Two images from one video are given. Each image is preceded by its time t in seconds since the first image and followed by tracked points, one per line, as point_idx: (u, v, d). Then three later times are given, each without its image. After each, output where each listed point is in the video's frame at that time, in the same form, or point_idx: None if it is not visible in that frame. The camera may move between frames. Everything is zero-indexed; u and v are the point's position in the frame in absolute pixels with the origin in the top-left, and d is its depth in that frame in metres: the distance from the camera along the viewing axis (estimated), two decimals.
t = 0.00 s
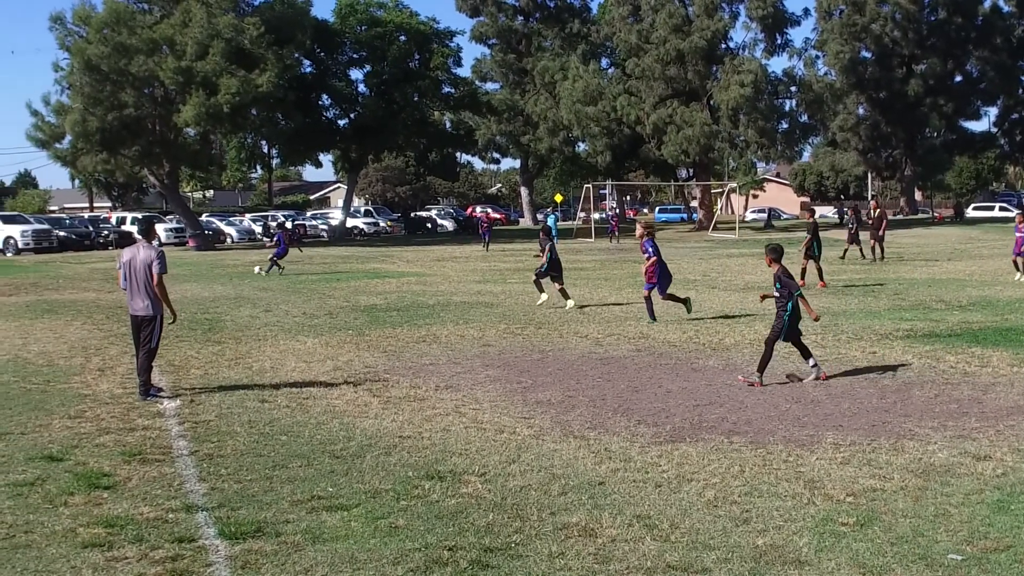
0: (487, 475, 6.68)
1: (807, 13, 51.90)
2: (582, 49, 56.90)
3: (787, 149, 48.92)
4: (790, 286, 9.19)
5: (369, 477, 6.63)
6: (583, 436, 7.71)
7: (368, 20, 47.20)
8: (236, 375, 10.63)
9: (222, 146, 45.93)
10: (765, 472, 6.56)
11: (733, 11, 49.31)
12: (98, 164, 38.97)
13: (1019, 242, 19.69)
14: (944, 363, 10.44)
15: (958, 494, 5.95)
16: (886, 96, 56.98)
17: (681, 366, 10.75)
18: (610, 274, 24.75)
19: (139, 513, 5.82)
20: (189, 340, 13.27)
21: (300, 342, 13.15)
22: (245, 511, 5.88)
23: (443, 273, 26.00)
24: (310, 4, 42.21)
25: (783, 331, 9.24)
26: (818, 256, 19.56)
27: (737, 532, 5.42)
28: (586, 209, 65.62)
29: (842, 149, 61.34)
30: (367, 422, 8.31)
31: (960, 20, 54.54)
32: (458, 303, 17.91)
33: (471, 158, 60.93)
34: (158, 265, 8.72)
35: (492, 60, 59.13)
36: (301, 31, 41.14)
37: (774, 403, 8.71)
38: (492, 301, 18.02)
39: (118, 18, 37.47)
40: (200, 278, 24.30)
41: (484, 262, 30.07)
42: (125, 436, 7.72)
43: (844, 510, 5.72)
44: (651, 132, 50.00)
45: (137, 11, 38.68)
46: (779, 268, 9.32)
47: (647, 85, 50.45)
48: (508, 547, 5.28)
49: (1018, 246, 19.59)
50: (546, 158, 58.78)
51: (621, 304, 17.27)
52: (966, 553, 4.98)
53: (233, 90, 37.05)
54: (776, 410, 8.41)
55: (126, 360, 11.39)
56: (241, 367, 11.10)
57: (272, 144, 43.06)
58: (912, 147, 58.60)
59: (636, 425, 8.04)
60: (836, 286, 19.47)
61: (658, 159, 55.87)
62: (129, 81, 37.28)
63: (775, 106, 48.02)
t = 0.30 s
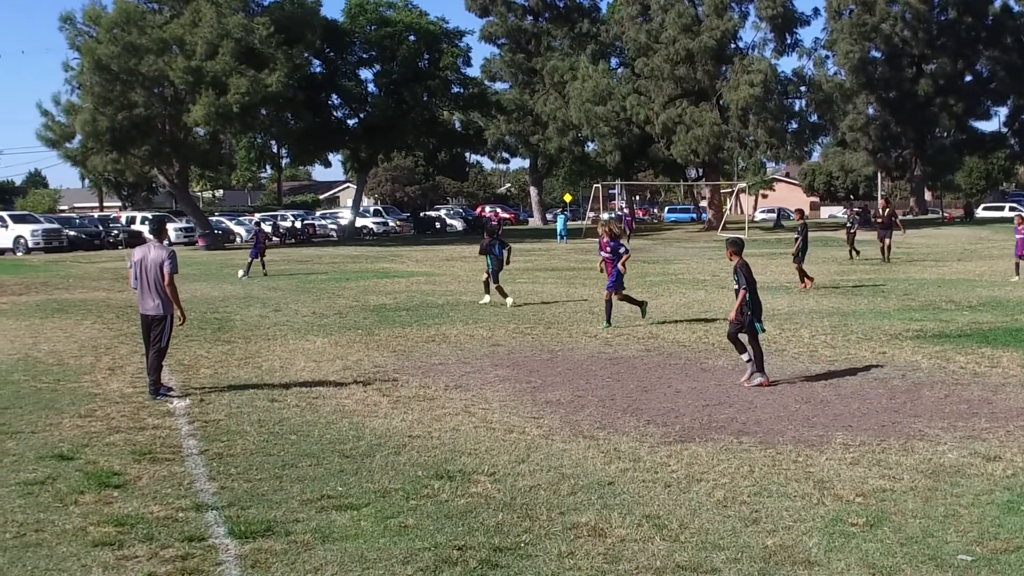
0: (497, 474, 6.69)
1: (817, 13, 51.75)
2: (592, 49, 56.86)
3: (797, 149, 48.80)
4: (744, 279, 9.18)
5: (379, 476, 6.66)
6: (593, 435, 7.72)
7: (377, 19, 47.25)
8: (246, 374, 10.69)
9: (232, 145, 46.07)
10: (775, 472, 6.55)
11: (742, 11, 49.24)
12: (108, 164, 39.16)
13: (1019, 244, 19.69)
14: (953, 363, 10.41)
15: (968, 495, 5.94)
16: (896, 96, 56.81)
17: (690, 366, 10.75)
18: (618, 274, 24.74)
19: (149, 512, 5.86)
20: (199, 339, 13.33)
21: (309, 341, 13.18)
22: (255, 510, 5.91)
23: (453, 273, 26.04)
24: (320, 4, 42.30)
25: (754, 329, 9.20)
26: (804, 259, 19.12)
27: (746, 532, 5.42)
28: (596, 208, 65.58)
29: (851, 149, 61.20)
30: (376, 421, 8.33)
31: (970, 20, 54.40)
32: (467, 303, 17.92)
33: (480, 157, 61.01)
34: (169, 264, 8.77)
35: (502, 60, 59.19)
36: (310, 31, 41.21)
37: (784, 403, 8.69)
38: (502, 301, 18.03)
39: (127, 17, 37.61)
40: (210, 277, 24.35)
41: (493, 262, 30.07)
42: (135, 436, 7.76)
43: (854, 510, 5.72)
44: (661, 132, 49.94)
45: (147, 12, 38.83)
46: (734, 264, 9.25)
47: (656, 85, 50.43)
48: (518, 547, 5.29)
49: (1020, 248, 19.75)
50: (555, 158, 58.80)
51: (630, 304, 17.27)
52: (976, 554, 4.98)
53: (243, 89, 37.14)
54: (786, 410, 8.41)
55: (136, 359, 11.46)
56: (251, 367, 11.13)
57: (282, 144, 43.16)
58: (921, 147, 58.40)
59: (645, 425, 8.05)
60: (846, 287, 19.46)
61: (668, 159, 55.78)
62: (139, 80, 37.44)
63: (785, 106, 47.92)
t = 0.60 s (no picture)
0: (506, 474, 6.71)
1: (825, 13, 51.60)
2: (600, 49, 56.79)
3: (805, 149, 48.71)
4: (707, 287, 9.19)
5: (388, 476, 6.68)
6: (601, 436, 7.74)
7: (386, 19, 47.28)
8: (255, 373, 10.73)
9: (240, 145, 46.21)
10: (783, 473, 6.55)
11: (751, 11, 49.15)
12: (117, 163, 39.32)
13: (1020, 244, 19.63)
14: (962, 364, 10.41)
15: (977, 496, 5.93)
16: (905, 96, 56.65)
17: (698, 366, 10.76)
18: (626, 274, 24.74)
19: (158, 510, 5.90)
20: (208, 339, 13.39)
21: (318, 341, 13.22)
22: (263, 509, 5.95)
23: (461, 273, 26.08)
24: (328, 4, 42.36)
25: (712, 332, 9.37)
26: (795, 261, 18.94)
27: (754, 533, 5.43)
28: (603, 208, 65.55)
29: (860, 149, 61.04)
30: (385, 421, 8.36)
31: (980, 20, 54.13)
32: (476, 303, 17.93)
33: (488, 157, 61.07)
34: (179, 264, 8.82)
35: (510, 60, 59.20)
36: (319, 31, 41.26)
37: (792, 404, 8.68)
38: (510, 301, 18.05)
39: (136, 17, 37.73)
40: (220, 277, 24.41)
41: (501, 262, 30.08)
42: (144, 435, 7.81)
43: (863, 511, 5.72)
44: (669, 132, 49.89)
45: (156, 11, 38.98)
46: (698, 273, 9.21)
47: (665, 85, 50.38)
48: (526, 547, 5.31)
49: None
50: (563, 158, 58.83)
51: (639, 304, 17.27)
52: (985, 555, 4.98)
53: (252, 89, 37.22)
54: (794, 410, 8.42)
55: (145, 359, 11.52)
56: (260, 366, 11.18)
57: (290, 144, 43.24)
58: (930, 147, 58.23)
59: (654, 425, 8.06)
60: (855, 287, 19.43)
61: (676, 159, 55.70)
62: (148, 80, 37.57)
63: (794, 106, 47.83)
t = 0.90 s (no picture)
0: (512, 474, 6.72)
1: (833, 13, 51.48)
2: (607, 49, 56.74)
3: (813, 149, 48.64)
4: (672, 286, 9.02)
5: (395, 476, 6.70)
6: (608, 436, 7.75)
7: (393, 20, 47.30)
8: (262, 373, 10.77)
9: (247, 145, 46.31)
10: (790, 473, 6.55)
11: (758, 11, 49.05)
12: (125, 163, 39.47)
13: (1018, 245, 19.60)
14: (970, 364, 10.39)
15: (984, 496, 5.92)
16: (913, 96, 56.51)
17: (705, 366, 10.75)
18: (634, 274, 24.75)
19: (165, 510, 5.92)
20: (216, 338, 13.45)
21: (325, 341, 13.25)
22: (271, 509, 5.97)
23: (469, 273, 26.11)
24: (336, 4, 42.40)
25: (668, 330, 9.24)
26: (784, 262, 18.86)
27: (761, 533, 5.43)
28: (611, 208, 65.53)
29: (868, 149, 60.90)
30: (392, 421, 8.38)
31: (988, 20, 53.86)
32: (483, 303, 17.94)
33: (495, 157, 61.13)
34: (187, 264, 8.85)
35: (518, 60, 59.22)
36: (326, 31, 41.31)
37: (799, 404, 8.68)
38: (517, 301, 18.06)
39: (144, 17, 37.82)
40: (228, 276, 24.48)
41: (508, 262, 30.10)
42: (152, 434, 7.84)
43: (869, 511, 5.72)
44: (676, 132, 49.85)
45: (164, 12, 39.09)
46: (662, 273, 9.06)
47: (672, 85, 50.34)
48: (533, 547, 5.32)
49: None
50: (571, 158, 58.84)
51: (646, 304, 17.29)
52: (992, 555, 4.97)
53: (259, 89, 37.28)
54: (801, 411, 8.42)
55: (152, 358, 11.55)
56: (267, 366, 11.20)
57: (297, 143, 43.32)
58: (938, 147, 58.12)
59: (660, 426, 8.06)
60: (863, 287, 19.43)
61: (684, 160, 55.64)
62: (156, 80, 37.69)
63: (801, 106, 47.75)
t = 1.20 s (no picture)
0: (518, 474, 6.73)
1: (840, 13, 51.40)
2: (614, 49, 56.71)
3: (820, 150, 48.58)
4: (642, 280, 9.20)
5: (401, 475, 6.72)
6: (613, 436, 7.75)
7: (400, 20, 47.33)
8: (269, 372, 10.81)
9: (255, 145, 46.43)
10: (797, 473, 6.54)
11: (765, 11, 49.01)
12: (132, 163, 39.61)
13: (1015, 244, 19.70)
14: (977, 364, 10.38)
15: (990, 497, 5.90)
16: (920, 96, 56.40)
17: (711, 366, 10.74)
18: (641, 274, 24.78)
19: (173, 510, 5.94)
20: (224, 337, 13.50)
21: (332, 340, 13.30)
22: (277, 508, 5.99)
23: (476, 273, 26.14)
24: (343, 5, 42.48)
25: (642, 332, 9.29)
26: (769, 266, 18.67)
27: (767, 534, 5.42)
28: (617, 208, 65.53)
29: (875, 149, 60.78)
30: (398, 420, 8.41)
31: (995, 20, 53.70)
32: (489, 303, 17.96)
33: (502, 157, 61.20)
34: (194, 264, 8.88)
35: (525, 60, 59.27)
36: (333, 31, 41.37)
37: (805, 404, 8.67)
38: (523, 301, 18.09)
39: (151, 18, 37.94)
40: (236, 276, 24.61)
41: (515, 262, 30.13)
42: (158, 433, 7.87)
43: (876, 512, 5.71)
44: (683, 132, 49.80)
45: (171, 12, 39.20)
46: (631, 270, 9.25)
47: (679, 85, 50.30)
48: (539, 547, 5.32)
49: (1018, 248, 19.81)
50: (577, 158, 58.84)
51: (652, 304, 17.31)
52: (998, 556, 4.97)
53: (266, 89, 37.32)
54: (807, 410, 8.42)
55: (159, 358, 11.61)
56: (273, 365, 11.26)
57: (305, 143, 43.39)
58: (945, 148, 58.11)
59: (666, 426, 8.06)
60: (868, 287, 19.45)
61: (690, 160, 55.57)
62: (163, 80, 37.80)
63: (808, 106, 47.69)
